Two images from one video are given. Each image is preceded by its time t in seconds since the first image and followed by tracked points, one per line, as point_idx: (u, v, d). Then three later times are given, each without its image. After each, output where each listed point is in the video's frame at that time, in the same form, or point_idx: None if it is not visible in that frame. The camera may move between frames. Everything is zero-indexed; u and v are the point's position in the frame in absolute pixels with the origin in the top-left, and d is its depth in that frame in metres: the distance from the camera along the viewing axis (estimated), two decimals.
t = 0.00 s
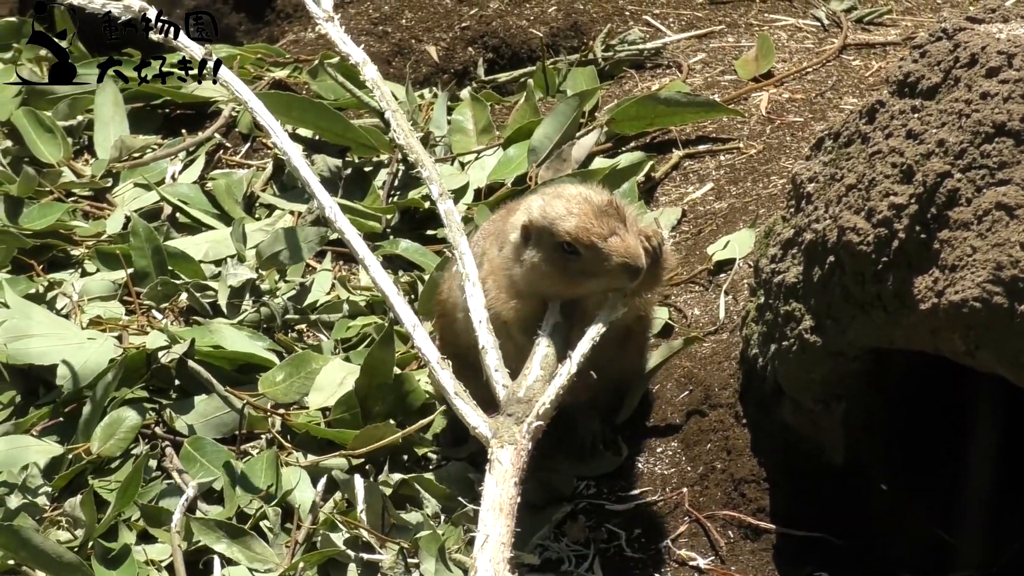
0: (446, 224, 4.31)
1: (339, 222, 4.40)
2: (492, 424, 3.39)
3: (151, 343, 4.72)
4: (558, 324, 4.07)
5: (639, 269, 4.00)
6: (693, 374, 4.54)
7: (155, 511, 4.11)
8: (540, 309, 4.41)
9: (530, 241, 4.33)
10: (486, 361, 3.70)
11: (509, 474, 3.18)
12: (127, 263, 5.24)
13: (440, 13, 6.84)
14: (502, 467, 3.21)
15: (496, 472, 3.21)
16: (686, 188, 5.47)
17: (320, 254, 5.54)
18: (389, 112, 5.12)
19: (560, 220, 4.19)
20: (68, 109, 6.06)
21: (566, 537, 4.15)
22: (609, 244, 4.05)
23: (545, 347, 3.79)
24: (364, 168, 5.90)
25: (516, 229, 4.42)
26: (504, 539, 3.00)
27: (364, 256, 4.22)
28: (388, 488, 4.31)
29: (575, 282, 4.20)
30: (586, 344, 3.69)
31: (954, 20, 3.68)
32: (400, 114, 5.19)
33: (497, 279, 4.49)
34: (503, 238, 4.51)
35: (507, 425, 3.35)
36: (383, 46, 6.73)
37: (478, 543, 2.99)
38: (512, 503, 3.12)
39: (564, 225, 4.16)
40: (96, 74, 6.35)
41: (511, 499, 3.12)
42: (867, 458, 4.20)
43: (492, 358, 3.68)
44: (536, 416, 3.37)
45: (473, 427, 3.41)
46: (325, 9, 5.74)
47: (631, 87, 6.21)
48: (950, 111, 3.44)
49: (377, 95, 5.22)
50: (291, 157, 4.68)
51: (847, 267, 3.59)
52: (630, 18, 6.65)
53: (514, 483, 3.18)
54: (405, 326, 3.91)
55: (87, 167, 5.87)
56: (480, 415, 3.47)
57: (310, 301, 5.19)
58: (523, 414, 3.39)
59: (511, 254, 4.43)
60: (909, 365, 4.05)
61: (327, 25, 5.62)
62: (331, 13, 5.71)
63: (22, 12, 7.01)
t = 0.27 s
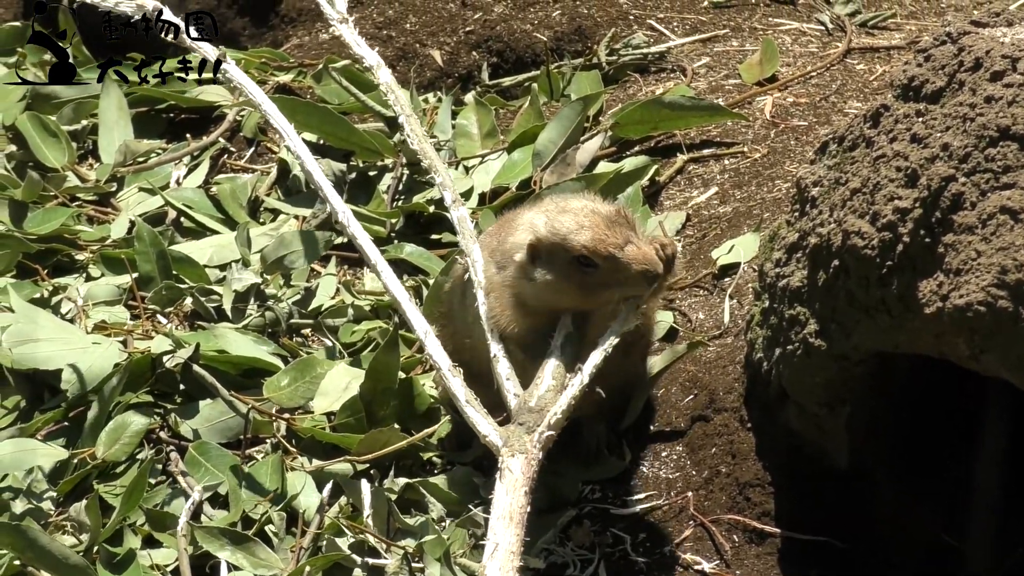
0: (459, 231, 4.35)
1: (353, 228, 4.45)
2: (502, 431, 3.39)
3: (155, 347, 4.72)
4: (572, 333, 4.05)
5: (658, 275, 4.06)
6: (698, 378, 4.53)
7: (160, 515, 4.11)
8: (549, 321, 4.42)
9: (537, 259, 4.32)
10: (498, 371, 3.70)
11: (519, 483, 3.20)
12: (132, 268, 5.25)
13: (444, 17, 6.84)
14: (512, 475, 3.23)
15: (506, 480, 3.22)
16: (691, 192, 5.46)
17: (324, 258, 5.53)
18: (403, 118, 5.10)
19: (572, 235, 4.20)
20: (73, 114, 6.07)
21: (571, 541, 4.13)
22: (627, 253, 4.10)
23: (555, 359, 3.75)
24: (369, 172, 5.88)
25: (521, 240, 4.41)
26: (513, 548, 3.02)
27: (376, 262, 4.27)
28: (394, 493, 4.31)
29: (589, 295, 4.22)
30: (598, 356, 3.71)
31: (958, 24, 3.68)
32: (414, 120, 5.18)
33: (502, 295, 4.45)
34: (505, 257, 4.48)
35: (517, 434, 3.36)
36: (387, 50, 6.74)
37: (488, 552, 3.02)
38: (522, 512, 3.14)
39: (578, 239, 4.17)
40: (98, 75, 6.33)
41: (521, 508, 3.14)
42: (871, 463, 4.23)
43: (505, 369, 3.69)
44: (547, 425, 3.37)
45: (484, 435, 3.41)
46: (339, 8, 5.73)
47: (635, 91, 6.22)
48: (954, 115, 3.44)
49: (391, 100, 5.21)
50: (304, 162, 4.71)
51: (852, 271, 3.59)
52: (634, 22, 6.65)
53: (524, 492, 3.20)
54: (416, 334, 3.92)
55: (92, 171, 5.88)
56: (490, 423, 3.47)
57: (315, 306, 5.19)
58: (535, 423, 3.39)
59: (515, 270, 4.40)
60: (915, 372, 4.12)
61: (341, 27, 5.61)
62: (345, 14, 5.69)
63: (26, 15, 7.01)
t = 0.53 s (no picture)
0: (463, 235, 4.39)
1: (354, 229, 4.47)
2: (504, 433, 3.40)
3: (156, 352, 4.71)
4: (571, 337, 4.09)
5: (658, 277, 4.11)
6: (699, 383, 4.53)
7: (161, 522, 4.10)
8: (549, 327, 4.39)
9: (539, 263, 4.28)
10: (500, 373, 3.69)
11: (521, 485, 3.21)
12: (133, 273, 5.26)
13: (445, 22, 6.85)
14: (514, 478, 3.23)
15: (507, 482, 3.23)
16: (691, 197, 5.47)
17: (325, 263, 5.55)
18: (405, 120, 5.12)
19: (571, 239, 4.18)
20: (74, 119, 6.08)
21: (572, 545, 4.12)
22: (627, 256, 4.10)
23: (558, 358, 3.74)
24: (369, 177, 5.88)
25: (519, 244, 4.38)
26: (515, 551, 3.04)
27: (377, 263, 4.26)
28: (395, 498, 4.30)
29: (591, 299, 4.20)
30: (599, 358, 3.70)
31: (958, 29, 3.69)
32: (417, 123, 5.19)
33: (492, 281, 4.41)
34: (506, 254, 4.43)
35: (520, 436, 3.36)
36: (388, 55, 6.74)
37: (489, 555, 3.05)
38: (524, 515, 3.15)
39: (578, 244, 4.15)
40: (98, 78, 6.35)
41: (523, 511, 3.15)
42: (871, 468, 4.24)
43: (506, 371, 3.69)
44: (549, 427, 3.38)
45: (485, 437, 3.42)
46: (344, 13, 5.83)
47: (635, 96, 6.23)
48: (955, 120, 3.44)
49: (394, 103, 5.28)
50: (306, 163, 4.75)
51: (853, 275, 3.59)
52: (635, 27, 6.66)
53: (527, 494, 3.20)
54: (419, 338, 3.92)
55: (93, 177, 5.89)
56: (492, 425, 3.47)
57: (316, 311, 5.18)
58: (537, 425, 3.39)
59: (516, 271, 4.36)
60: (912, 377, 4.14)
61: (345, 32, 5.71)
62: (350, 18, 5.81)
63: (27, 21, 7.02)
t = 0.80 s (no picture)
0: (469, 236, 4.37)
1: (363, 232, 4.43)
2: (509, 438, 3.41)
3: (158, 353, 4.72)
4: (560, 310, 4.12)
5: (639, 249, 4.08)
6: (701, 386, 4.53)
7: (163, 523, 4.12)
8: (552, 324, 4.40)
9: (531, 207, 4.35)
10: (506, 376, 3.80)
11: (526, 489, 3.20)
12: (135, 275, 5.26)
13: (447, 24, 6.86)
14: (519, 481, 3.22)
15: (513, 486, 3.22)
16: (694, 200, 5.47)
17: (327, 265, 5.54)
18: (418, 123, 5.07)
19: (565, 192, 4.26)
20: (76, 121, 6.08)
21: (574, 548, 4.13)
22: (613, 223, 4.13)
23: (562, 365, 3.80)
24: (372, 179, 5.88)
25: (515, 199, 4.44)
26: (519, 555, 3.03)
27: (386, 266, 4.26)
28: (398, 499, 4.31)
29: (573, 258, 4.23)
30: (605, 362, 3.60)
31: (961, 32, 3.69)
32: (428, 126, 5.13)
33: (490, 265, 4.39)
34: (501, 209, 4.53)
35: (525, 441, 3.36)
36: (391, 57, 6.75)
37: (494, 558, 3.04)
38: (530, 519, 3.14)
39: (570, 198, 4.22)
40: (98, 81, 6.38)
41: (528, 515, 3.15)
42: (873, 470, 4.24)
43: (512, 375, 3.78)
44: (555, 431, 3.34)
45: (490, 441, 3.44)
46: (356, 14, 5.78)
47: (638, 98, 6.23)
48: (957, 122, 3.44)
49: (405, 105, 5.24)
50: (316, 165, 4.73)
51: (855, 278, 3.59)
52: (637, 29, 6.66)
53: (532, 498, 3.19)
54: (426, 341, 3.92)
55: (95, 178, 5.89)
56: (497, 429, 3.50)
57: (318, 313, 5.19)
58: (542, 429, 3.41)
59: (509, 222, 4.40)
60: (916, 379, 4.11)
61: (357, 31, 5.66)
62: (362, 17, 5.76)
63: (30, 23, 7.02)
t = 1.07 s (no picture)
0: (451, 236, 4.20)
1: (344, 235, 4.43)
2: (498, 435, 3.38)
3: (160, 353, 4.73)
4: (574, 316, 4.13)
5: (660, 266, 4.03)
6: (703, 385, 4.53)
7: (166, 523, 4.12)
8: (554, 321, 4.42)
9: (556, 215, 4.39)
10: (492, 374, 3.61)
11: (518, 486, 3.17)
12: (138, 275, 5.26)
13: (450, 24, 6.86)
14: (510, 479, 3.20)
15: (503, 483, 3.20)
16: (696, 199, 5.47)
17: (330, 264, 5.55)
18: (392, 124, 5.04)
19: (592, 202, 4.26)
20: (79, 120, 6.08)
21: (576, 547, 4.14)
22: (638, 236, 4.10)
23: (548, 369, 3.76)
24: (374, 179, 5.90)
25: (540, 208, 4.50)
26: (513, 551, 3.01)
27: (368, 270, 4.24)
28: (398, 498, 4.32)
29: (596, 271, 4.24)
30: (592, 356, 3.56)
31: (964, 31, 3.69)
32: (402, 127, 5.11)
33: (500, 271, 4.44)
34: (527, 213, 4.60)
35: (515, 436, 3.33)
36: (393, 57, 6.75)
37: (487, 555, 3.01)
38: (521, 516, 3.12)
39: (596, 207, 4.22)
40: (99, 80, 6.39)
41: (520, 511, 3.12)
42: (876, 470, 4.24)
43: (499, 370, 3.60)
44: (543, 427, 3.34)
45: (479, 439, 3.40)
46: (326, 18, 5.71)
47: (641, 98, 6.22)
48: (960, 122, 3.44)
49: (380, 106, 5.23)
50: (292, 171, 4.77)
51: (858, 277, 3.60)
52: (640, 29, 6.66)
53: (523, 495, 3.17)
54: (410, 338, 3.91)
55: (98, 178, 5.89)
56: (487, 427, 3.45)
57: (321, 312, 5.20)
58: (531, 425, 3.38)
59: (531, 228, 4.46)
60: (917, 378, 4.10)
61: (327, 35, 5.58)
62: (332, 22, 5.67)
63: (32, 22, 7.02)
